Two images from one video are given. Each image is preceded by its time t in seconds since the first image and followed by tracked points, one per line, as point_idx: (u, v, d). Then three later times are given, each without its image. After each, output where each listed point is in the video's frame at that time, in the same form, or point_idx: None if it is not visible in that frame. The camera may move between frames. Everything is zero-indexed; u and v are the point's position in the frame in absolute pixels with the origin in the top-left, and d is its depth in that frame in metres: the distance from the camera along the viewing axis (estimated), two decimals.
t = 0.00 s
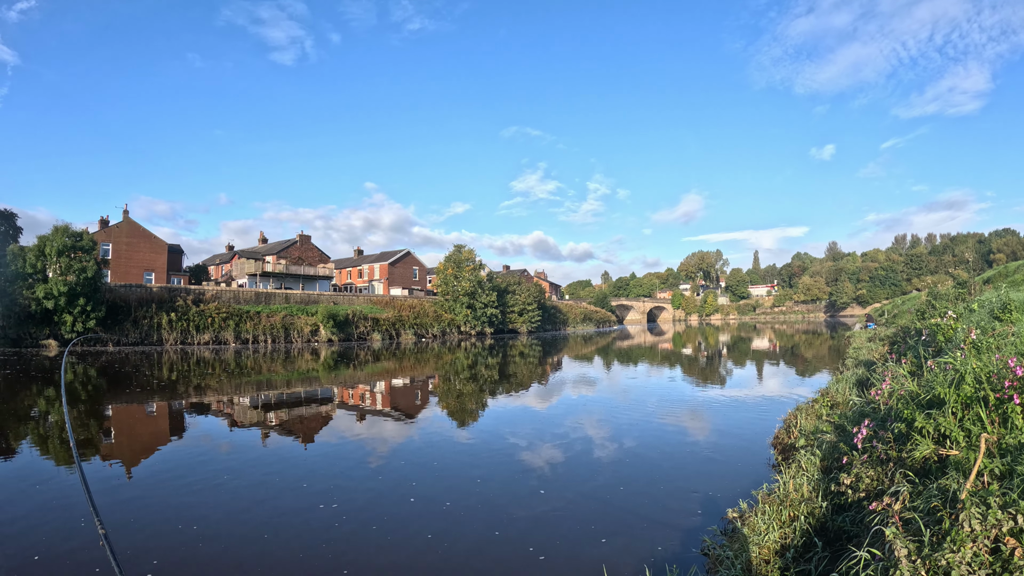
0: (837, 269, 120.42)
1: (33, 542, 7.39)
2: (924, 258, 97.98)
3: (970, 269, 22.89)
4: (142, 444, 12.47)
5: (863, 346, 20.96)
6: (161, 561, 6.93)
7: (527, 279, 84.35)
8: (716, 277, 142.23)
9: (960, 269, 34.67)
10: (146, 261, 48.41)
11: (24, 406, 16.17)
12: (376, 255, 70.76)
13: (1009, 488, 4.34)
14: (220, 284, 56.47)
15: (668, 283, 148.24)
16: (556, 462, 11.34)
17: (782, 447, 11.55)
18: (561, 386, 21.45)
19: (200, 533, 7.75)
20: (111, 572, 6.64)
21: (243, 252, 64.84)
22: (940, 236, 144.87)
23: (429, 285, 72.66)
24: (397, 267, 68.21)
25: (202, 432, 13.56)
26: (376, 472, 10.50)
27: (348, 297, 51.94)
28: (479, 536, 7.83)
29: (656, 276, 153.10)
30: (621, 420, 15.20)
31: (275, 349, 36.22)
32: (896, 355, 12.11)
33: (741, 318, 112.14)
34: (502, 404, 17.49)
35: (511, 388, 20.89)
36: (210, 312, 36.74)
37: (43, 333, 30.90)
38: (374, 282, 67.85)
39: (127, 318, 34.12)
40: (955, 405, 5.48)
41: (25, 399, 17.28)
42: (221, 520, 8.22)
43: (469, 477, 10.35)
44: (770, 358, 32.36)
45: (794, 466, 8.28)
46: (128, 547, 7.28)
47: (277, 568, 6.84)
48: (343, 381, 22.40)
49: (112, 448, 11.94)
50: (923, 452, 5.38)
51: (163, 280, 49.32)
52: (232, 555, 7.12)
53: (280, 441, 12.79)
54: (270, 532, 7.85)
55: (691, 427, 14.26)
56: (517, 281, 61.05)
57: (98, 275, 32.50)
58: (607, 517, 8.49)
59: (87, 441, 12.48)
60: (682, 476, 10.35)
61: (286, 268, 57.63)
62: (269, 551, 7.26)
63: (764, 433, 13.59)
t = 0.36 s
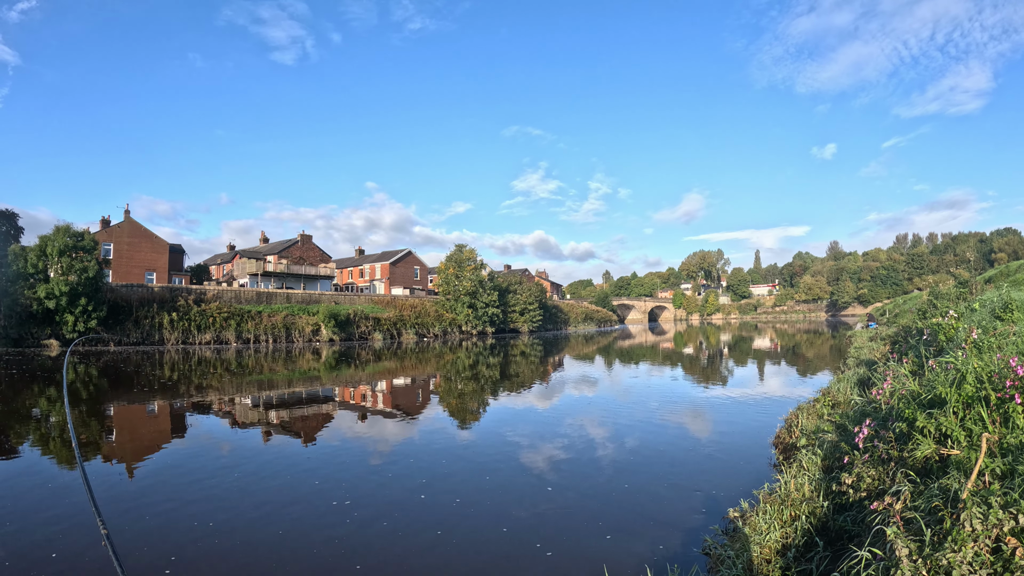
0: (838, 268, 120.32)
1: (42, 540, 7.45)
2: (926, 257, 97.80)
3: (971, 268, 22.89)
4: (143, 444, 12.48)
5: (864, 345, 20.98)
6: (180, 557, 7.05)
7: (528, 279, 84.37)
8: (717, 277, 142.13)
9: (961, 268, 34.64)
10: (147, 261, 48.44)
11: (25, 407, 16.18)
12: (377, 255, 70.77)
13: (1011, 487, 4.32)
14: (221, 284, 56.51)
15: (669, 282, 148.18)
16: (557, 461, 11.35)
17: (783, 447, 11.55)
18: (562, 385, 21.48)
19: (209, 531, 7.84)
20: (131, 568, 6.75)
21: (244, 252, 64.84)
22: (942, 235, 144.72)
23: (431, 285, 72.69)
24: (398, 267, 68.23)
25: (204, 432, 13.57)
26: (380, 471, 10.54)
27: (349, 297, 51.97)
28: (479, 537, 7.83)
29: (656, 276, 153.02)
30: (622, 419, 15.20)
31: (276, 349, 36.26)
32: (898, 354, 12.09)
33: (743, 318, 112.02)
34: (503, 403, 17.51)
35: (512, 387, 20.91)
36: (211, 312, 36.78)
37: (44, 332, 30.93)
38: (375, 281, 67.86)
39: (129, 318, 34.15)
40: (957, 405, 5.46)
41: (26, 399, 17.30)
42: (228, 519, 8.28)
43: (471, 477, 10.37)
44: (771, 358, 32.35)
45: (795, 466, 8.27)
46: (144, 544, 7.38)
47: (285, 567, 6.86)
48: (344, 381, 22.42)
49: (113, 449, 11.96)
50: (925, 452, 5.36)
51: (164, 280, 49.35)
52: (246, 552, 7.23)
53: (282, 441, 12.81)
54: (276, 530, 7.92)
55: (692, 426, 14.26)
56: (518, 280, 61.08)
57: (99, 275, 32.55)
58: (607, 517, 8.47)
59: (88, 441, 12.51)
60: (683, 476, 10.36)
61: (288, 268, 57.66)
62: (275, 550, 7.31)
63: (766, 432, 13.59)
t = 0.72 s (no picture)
0: (840, 267, 120.16)
1: (48, 539, 7.50)
2: (928, 257, 97.53)
3: (973, 268, 22.84)
4: (145, 444, 12.50)
5: (865, 345, 20.97)
6: (198, 553, 7.18)
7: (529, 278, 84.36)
8: (719, 277, 142.02)
9: (964, 268, 34.56)
10: (149, 261, 48.53)
11: (27, 407, 16.21)
12: (379, 255, 70.82)
13: (1013, 487, 4.30)
14: (223, 284, 56.59)
15: (670, 282, 148.06)
16: (559, 461, 11.35)
17: (785, 446, 11.54)
18: (563, 385, 21.48)
19: (223, 529, 7.91)
20: (151, 564, 6.87)
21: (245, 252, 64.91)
22: (944, 234, 144.23)
23: (432, 285, 72.72)
24: (399, 266, 68.26)
25: (205, 432, 13.59)
26: (385, 470, 10.60)
27: (351, 297, 51.99)
28: (481, 537, 7.83)
29: (658, 275, 152.98)
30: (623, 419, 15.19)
31: (277, 349, 36.30)
32: (900, 354, 12.05)
33: (744, 317, 111.89)
34: (505, 403, 17.52)
35: (514, 387, 20.92)
36: (213, 312, 36.83)
37: (46, 332, 30.99)
38: (377, 281, 67.92)
39: (130, 318, 34.19)
40: (959, 404, 5.43)
41: (28, 399, 17.34)
42: (238, 517, 8.37)
43: (474, 476, 10.40)
44: (773, 357, 32.30)
45: (797, 466, 8.26)
46: (157, 542, 7.46)
47: (291, 566, 6.90)
48: (346, 381, 22.45)
49: (114, 448, 12.00)
50: (927, 451, 5.35)
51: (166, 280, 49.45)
52: (258, 550, 7.32)
53: (283, 441, 12.83)
54: (285, 528, 7.99)
55: (694, 426, 14.25)
56: (520, 280, 61.07)
57: (101, 275, 32.62)
58: (608, 517, 8.46)
59: (90, 441, 12.54)
60: (685, 476, 10.36)
61: (289, 268, 57.72)
62: (281, 549, 7.35)
63: (768, 432, 13.57)
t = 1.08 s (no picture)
0: (842, 267, 120.01)
1: (55, 538, 7.55)
2: (930, 256, 97.29)
3: (975, 268, 22.82)
4: (147, 444, 12.54)
5: (867, 344, 20.94)
6: (214, 549, 7.32)
7: (531, 278, 84.39)
8: (720, 276, 141.89)
9: (966, 268, 34.51)
10: (151, 261, 48.64)
11: (29, 407, 16.27)
12: (380, 254, 70.90)
13: (1014, 487, 4.28)
14: (224, 284, 56.69)
15: (671, 282, 148.22)
16: (560, 461, 11.35)
17: (787, 446, 11.53)
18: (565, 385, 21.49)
19: (235, 526, 8.05)
20: (167, 561, 6.98)
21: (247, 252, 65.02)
22: (946, 233, 143.90)
23: (433, 285, 72.75)
24: (401, 266, 68.31)
25: (207, 432, 13.64)
26: (385, 471, 10.62)
27: (353, 296, 52.04)
28: (485, 535, 7.88)
29: (659, 275, 153.07)
30: (624, 418, 15.21)
31: (279, 349, 36.38)
32: (901, 353, 12.03)
33: (746, 317, 111.83)
34: (507, 403, 17.52)
35: (515, 387, 20.96)
36: (215, 311, 36.92)
37: (48, 332, 31.08)
38: (379, 281, 68.03)
39: (132, 318, 34.27)
40: (961, 403, 5.41)
41: (30, 399, 17.41)
42: (254, 513, 8.52)
43: (475, 476, 10.42)
44: (775, 357, 32.26)
45: (799, 465, 8.25)
46: (169, 540, 7.56)
47: (297, 564, 6.96)
48: (347, 380, 22.49)
49: (116, 448, 12.05)
50: (928, 451, 5.34)
51: (167, 280, 49.53)
52: (267, 547, 7.41)
53: (285, 440, 12.87)
54: (292, 526, 8.07)
55: (695, 426, 14.25)
56: (521, 280, 61.08)
57: (103, 275, 32.71)
58: (610, 517, 8.46)
59: (92, 441, 12.58)
60: (686, 475, 10.37)
61: (291, 268, 57.82)
62: (287, 547, 7.41)
63: (770, 432, 13.56)
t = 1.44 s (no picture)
0: (843, 267, 119.81)
1: (61, 539, 7.61)
2: (931, 256, 97.23)
3: (976, 267, 22.80)
4: (148, 445, 12.57)
5: (869, 344, 20.91)
6: (232, 546, 7.43)
7: (532, 279, 84.37)
8: (721, 276, 141.73)
9: (967, 268, 34.47)
10: (152, 262, 48.72)
11: (32, 408, 16.32)
12: (382, 255, 70.95)
13: (1016, 487, 4.25)
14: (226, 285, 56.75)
15: (673, 282, 148.18)
16: (562, 462, 11.32)
17: (788, 446, 11.53)
18: (566, 385, 21.50)
19: (250, 523, 8.17)
20: (186, 559, 7.07)
21: (248, 252, 65.09)
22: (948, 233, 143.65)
23: (434, 285, 72.77)
24: (402, 267, 68.31)
25: (209, 433, 13.65)
26: (387, 471, 10.64)
27: (354, 297, 52.08)
28: (487, 535, 7.91)
29: (660, 275, 153.08)
30: (626, 419, 15.20)
31: (281, 350, 36.41)
32: (903, 353, 12.01)
33: (747, 317, 111.69)
34: (508, 404, 17.50)
35: (517, 387, 20.96)
36: (216, 312, 36.96)
37: (50, 334, 31.14)
38: (380, 282, 68.08)
39: (134, 319, 34.33)
40: (962, 404, 5.37)
41: (32, 400, 17.45)
42: (269, 510, 8.66)
43: (476, 477, 10.42)
44: (777, 357, 32.24)
45: (801, 466, 8.22)
46: (179, 539, 7.64)
47: (304, 561, 7.07)
48: (349, 381, 22.49)
49: (118, 449, 12.07)
50: (930, 451, 5.32)
51: (169, 281, 49.61)
52: (278, 545, 7.51)
53: (287, 441, 12.88)
54: (298, 525, 8.16)
55: (697, 426, 14.24)
56: (523, 280, 61.11)
57: (105, 276, 32.75)
58: (611, 518, 8.45)
59: (94, 442, 12.62)
60: (688, 476, 10.36)
61: (292, 269, 57.87)
62: (295, 545, 7.51)
63: (771, 432, 13.55)
